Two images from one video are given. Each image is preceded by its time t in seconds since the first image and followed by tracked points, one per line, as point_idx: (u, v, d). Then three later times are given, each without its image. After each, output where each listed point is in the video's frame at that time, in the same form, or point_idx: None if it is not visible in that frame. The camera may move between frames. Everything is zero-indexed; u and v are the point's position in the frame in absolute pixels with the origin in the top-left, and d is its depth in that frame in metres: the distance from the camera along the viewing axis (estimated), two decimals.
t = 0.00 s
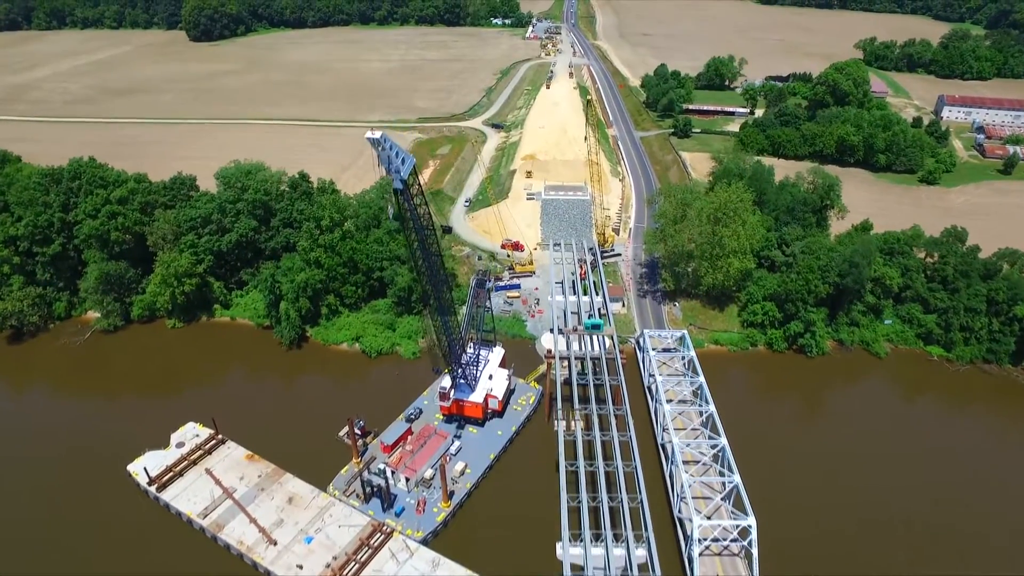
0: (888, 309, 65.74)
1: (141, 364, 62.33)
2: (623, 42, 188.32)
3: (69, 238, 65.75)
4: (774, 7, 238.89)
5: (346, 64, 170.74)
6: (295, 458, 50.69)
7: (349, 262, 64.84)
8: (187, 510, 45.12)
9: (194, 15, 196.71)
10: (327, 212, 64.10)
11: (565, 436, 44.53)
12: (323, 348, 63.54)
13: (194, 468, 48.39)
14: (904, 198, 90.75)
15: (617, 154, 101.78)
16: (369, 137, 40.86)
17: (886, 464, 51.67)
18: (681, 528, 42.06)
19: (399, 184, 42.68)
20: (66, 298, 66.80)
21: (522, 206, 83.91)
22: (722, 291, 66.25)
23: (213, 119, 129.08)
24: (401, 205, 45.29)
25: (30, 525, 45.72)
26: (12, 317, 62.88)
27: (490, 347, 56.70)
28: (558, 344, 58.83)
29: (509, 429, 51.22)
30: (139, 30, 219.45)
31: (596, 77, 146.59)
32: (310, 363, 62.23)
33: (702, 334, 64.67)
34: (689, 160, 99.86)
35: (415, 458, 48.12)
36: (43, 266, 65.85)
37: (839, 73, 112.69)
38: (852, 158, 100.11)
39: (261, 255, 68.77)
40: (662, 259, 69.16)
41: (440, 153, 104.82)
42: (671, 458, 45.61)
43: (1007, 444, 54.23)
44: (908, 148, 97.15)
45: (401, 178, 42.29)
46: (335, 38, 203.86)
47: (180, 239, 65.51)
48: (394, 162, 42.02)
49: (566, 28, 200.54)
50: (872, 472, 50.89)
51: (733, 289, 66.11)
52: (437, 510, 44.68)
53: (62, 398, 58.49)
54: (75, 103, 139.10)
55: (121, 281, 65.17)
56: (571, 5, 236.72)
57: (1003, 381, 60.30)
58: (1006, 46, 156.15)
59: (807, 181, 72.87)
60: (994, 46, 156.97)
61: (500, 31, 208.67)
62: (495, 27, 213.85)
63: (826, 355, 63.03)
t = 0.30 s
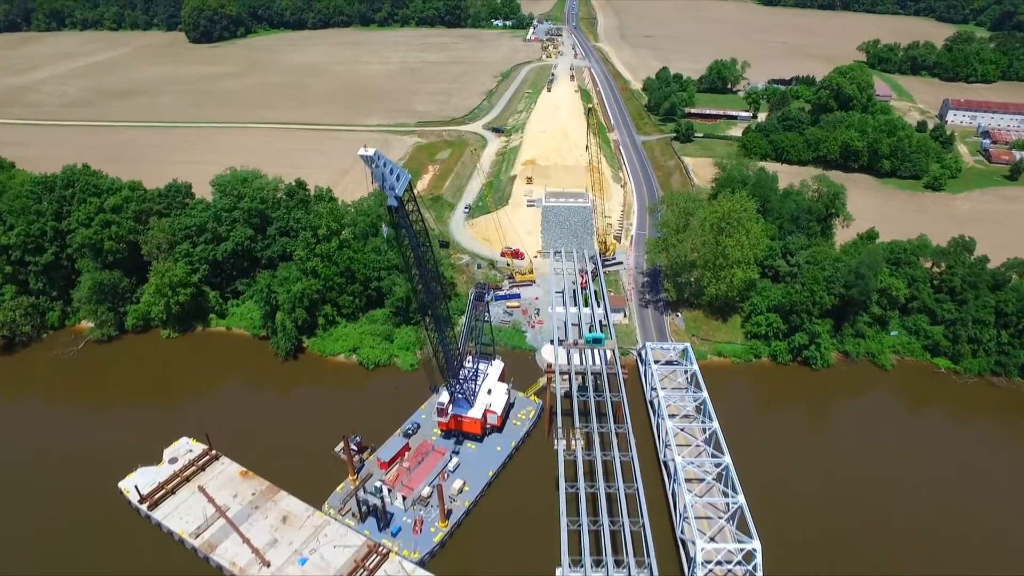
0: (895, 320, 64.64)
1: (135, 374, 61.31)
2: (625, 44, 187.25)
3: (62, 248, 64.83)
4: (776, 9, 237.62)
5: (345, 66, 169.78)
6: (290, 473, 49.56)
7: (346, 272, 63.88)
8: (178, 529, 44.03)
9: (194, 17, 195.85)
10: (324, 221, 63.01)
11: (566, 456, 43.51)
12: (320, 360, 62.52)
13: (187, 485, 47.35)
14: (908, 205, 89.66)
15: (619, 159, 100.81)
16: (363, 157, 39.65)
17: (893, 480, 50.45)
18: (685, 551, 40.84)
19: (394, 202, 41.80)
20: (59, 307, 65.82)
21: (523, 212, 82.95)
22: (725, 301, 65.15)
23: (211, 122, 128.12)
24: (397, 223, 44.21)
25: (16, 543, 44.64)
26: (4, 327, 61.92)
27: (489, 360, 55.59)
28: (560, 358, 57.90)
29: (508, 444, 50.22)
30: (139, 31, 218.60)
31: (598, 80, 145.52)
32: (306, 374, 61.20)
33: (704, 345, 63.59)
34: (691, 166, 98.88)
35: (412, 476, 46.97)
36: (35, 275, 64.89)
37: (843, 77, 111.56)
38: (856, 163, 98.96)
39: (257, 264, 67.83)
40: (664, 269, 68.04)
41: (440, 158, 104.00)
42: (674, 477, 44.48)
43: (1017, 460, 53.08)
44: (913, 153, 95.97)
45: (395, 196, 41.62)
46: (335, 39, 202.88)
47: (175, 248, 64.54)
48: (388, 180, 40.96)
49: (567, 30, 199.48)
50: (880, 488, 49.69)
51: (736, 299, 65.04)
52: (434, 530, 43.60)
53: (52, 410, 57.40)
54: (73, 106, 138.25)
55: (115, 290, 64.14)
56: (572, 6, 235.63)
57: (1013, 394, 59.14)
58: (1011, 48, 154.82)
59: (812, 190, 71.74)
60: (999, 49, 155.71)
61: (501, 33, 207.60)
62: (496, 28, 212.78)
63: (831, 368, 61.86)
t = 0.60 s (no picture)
0: (901, 328, 63.52)
1: (129, 382, 60.36)
2: (628, 43, 185.79)
3: (55, 253, 63.95)
4: (779, 7, 235.86)
5: (345, 65, 168.55)
6: (285, 485, 48.57)
7: (343, 279, 62.88)
8: (170, 545, 43.07)
9: (193, 15, 194.54)
10: (321, 226, 61.87)
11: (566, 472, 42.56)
12: (317, 368, 61.53)
13: (180, 499, 46.44)
14: (914, 208, 88.36)
15: (621, 161, 99.66)
16: (356, 173, 39.42)
17: (902, 491, 49.23)
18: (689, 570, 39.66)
19: (389, 218, 41.35)
20: (53, 314, 64.92)
21: (523, 216, 81.90)
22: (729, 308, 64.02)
23: (210, 123, 127.06)
24: (393, 239, 43.54)
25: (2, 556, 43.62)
26: None
27: (488, 370, 54.56)
28: (561, 367, 56.96)
29: (508, 456, 49.24)
30: (138, 29, 217.37)
31: (600, 80, 144.19)
32: (302, 382, 60.22)
33: (707, 353, 62.50)
34: (694, 168, 97.85)
35: (409, 489, 45.95)
36: (28, 281, 63.94)
37: (847, 78, 110.25)
38: (861, 165, 97.75)
39: (253, 269, 66.90)
40: (667, 275, 66.85)
41: (440, 160, 102.99)
42: (677, 492, 43.43)
43: None
44: (919, 155, 94.64)
45: (390, 212, 40.88)
46: (336, 38, 201.55)
47: (169, 254, 63.54)
48: (382, 195, 40.36)
49: (568, 29, 197.88)
50: (888, 499, 48.46)
51: (740, 307, 63.89)
52: (431, 547, 42.59)
53: (44, 418, 56.43)
54: (70, 106, 137.21)
55: (109, 296, 63.20)
56: (574, 5, 234.04)
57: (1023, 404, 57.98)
58: (1017, 47, 153.17)
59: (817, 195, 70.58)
60: (1005, 48, 154.07)
61: (502, 31, 206.11)
62: (497, 27, 211.23)
63: (836, 377, 60.75)
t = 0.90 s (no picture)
0: (907, 316, 62.56)
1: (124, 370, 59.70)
2: (631, 18, 181.54)
3: (45, 240, 62.84)
4: None
5: (342, 41, 164.96)
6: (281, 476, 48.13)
7: (339, 265, 61.79)
8: (166, 539, 42.76)
9: None
10: (316, 211, 60.41)
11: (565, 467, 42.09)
12: (314, 356, 60.82)
13: (176, 492, 46.09)
14: (922, 190, 86.71)
15: (623, 141, 97.77)
16: (346, 167, 38.89)
17: (904, 482, 48.72)
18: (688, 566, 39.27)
19: (380, 212, 40.74)
20: (46, 300, 64.08)
21: (524, 199, 80.49)
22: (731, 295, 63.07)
23: (204, 101, 124.61)
24: (385, 233, 43.18)
25: None
26: None
27: (487, 360, 53.81)
28: (560, 356, 56.22)
29: (507, 448, 48.77)
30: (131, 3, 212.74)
31: (602, 56, 141.02)
32: (299, 370, 59.58)
33: (709, 341, 61.64)
34: (697, 148, 96.02)
35: (407, 482, 45.48)
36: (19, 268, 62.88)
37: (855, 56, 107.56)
38: (867, 147, 95.80)
39: (248, 255, 65.85)
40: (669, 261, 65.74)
41: (439, 140, 101.17)
42: (678, 487, 42.95)
43: None
44: (927, 137, 92.61)
45: (380, 207, 40.20)
46: (332, 12, 197.12)
47: (163, 240, 62.34)
48: (373, 190, 39.62)
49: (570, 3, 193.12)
50: (890, 490, 47.97)
51: (743, 294, 62.90)
52: (429, 541, 42.23)
53: (38, 406, 55.85)
54: (62, 83, 134.56)
55: (103, 283, 62.17)
56: None
57: None
58: None
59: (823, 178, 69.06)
60: (1018, 23, 150.20)
61: (502, 5, 201.32)
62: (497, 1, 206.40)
63: (840, 365, 59.99)
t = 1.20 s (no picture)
0: (912, 304, 61.57)
1: (118, 359, 58.99)
2: None
3: (35, 227, 61.63)
4: None
5: (338, 16, 161.30)
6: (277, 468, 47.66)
7: (334, 252, 60.71)
8: (161, 534, 42.41)
9: None
10: (311, 197, 59.16)
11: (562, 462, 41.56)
12: (309, 345, 60.00)
13: (171, 486, 45.64)
14: (930, 173, 85.04)
15: (625, 122, 95.75)
16: (335, 167, 38.24)
17: (908, 474, 48.15)
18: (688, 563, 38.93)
19: (373, 210, 40.14)
20: (38, 288, 63.15)
21: (523, 182, 79.06)
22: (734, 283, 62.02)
23: (198, 79, 122.03)
24: (378, 230, 42.36)
25: None
26: None
27: (485, 351, 53.04)
28: (559, 345, 55.45)
29: (504, 440, 48.27)
30: None
31: (604, 33, 137.83)
32: (295, 359, 58.90)
33: (711, 330, 60.77)
34: (700, 129, 94.10)
35: (404, 477, 45.04)
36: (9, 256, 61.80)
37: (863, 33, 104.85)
38: (874, 128, 93.78)
39: (242, 242, 64.75)
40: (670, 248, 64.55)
41: (437, 121, 99.22)
42: (677, 482, 42.42)
43: None
44: (936, 117, 90.60)
45: (373, 204, 39.62)
46: None
47: (154, 227, 61.05)
48: (364, 188, 39.01)
49: None
50: (893, 483, 47.42)
51: (745, 282, 61.83)
52: (426, 536, 41.85)
53: (31, 396, 55.17)
54: (52, 61, 131.68)
55: (95, 271, 61.17)
56: None
57: None
58: None
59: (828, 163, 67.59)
60: None
61: None
62: None
63: (843, 355, 59.15)
